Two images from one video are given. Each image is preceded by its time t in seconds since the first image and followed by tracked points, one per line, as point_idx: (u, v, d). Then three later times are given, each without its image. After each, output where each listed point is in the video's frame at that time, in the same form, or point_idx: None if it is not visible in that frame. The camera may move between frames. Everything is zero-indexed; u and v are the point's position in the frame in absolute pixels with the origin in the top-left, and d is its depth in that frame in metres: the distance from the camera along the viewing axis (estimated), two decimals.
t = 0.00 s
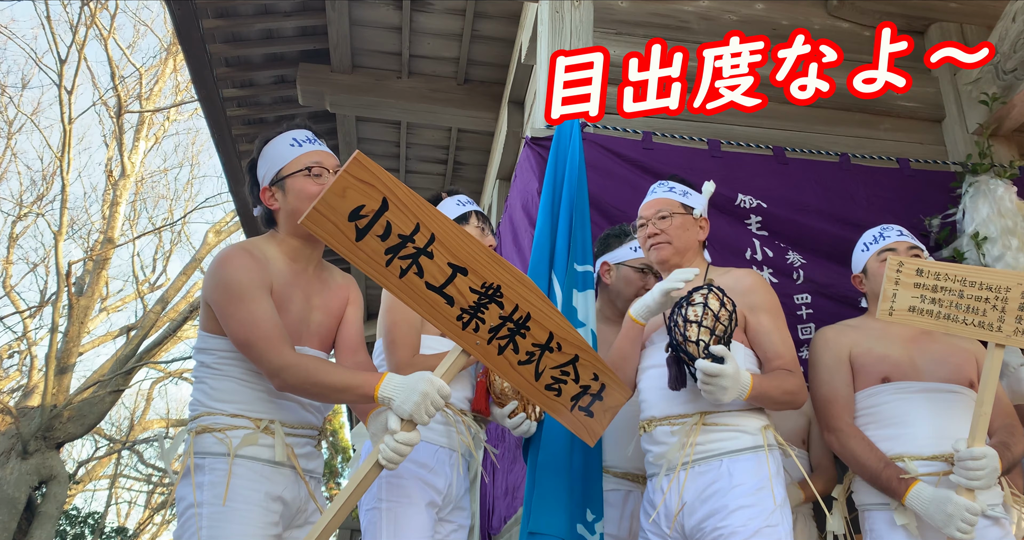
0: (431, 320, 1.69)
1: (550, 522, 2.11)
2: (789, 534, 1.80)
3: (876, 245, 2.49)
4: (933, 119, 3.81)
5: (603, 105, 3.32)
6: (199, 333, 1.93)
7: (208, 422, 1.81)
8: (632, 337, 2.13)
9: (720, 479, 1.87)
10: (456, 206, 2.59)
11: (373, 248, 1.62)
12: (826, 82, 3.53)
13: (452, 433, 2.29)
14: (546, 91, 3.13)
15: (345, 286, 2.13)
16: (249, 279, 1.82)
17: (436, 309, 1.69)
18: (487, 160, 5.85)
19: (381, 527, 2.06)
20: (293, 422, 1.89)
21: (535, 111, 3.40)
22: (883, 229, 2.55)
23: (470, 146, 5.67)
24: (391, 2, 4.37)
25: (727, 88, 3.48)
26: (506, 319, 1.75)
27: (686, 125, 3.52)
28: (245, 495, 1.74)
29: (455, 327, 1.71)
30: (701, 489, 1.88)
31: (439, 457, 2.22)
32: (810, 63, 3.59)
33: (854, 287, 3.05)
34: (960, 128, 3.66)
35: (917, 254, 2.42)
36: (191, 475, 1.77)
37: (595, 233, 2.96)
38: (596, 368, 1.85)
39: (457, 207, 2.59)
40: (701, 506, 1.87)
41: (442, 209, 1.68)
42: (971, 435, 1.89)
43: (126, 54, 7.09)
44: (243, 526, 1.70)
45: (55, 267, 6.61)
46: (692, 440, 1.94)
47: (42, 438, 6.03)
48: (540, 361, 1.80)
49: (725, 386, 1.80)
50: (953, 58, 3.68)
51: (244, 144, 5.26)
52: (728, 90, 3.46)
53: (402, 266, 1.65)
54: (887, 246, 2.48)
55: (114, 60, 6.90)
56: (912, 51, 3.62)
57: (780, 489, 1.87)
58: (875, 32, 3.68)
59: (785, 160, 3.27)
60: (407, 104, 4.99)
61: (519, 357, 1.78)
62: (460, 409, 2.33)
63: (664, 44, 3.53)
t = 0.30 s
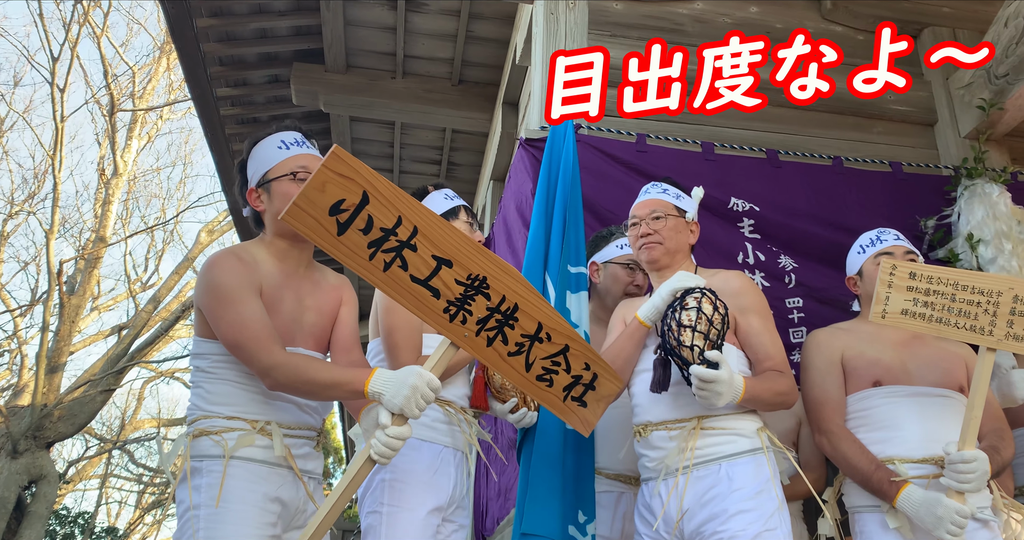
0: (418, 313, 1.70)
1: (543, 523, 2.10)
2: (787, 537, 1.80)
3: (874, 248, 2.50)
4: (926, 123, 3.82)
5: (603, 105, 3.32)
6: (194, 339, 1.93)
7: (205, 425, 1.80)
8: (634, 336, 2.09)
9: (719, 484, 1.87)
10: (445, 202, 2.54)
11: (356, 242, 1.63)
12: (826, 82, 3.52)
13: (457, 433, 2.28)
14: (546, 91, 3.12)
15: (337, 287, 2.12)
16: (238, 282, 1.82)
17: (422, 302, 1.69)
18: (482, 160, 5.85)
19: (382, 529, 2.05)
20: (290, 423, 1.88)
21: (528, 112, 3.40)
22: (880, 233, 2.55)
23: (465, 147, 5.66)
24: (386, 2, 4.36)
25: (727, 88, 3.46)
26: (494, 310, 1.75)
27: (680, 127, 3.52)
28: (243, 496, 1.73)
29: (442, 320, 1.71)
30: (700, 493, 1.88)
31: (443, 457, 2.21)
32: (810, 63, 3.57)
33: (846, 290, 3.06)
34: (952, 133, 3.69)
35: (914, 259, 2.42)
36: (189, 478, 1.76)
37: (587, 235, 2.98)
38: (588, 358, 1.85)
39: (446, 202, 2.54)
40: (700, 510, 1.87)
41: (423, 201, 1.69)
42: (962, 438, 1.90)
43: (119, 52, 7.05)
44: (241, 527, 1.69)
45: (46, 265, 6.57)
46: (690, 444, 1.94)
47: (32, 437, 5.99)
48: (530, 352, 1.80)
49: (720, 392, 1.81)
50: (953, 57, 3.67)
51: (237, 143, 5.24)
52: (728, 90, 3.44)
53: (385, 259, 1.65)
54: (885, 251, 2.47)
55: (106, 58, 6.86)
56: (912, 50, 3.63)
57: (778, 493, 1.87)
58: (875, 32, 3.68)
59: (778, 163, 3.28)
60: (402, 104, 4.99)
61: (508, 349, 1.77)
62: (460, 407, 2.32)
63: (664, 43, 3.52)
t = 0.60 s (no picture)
0: (398, 301, 1.69)
1: (531, 523, 2.10)
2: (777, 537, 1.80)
3: (864, 251, 2.51)
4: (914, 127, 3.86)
5: (603, 106, 3.31)
6: (187, 342, 1.92)
7: (201, 427, 1.79)
8: (631, 329, 2.09)
9: (710, 484, 1.87)
10: (425, 195, 2.47)
11: (327, 231, 1.62)
12: (826, 82, 3.53)
13: (453, 429, 2.25)
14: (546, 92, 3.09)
15: (329, 285, 2.10)
16: (223, 283, 1.81)
17: (402, 290, 1.69)
18: (473, 161, 5.85)
19: (377, 529, 2.03)
20: (286, 421, 1.86)
21: (519, 113, 3.40)
22: (871, 235, 2.56)
23: (456, 147, 5.66)
24: (377, 1, 4.35)
25: (727, 88, 3.46)
26: (475, 294, 1.76)
27: (670, 128, 3.53)
28: (239, 496, 1.72)
29: (423, 306, 1.70)
30: (691, 493, 1.88)
31: (439, 454, 2.18)
32: (810, 63, 3.57)
33: (834, 293, 3.08)
34: (940, 137, 3.72)
35: (903, 262, 2.43)
36: (186, 479, 1.76)
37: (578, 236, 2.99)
38: (576, 337, 1.87)
39: (426, 196, 2.48)
40: (692, 509, 1.87)
41: (392, 187, 1.69)
42: (945, 438, 1.92)
43: (108, 49, 7.01)
44: (238, 526, 1.68)
45: (32, 263, 6.52)
46: (681, 444, 1.94)
47: (17, 436, 5.94)
48: (516, 334, 1.80)
49: (713, 386, 1.81)
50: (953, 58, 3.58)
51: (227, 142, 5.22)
52: (728, 90, 3.44)
53: (359, 247, 1.64)
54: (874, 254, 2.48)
55: (95, 55, 6.81)
56: (912, 50, 3.59)
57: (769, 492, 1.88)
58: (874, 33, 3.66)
59: (768, 166, 3.30)
60: (393, 104, 4.98)
61: (494, 332, 1.78)
62: (456, 403, 2.31)
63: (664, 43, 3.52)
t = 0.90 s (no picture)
0: (375, 296, 1.68)
1: (511, 523, 2.09)
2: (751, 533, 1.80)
3: (845, 253, 2.52)
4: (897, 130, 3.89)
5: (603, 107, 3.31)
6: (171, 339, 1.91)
7: (185, 423, 1.78)
8: (619, 322, 2.14)
9: (683, 479, 1.87)
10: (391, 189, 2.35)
11: (302, 224, 1.62)
12: (826, 81, 3.58)
13: (436, 426, 2.24)
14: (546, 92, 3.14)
15: (313, 284, 2.10)
16: (203, 279, 1.81)
17: (379, 284, 1.68)
18: (459, 161, 5.84)
19: (356, 528, 2.02)
20: (270, 416, 1.85)
21: (506, 113, 3.40)
22: (853, 238, 2.57)
23: (442, 147, 5.66)
24: None
25: (727, 88, 3.49)
26: (453, 290, 1.76)
27: (656, 129, 3.54)
28: (221, 492, 1.70)
29: (401, 300, 1.70)
30: (665, 488, 1.88)
31: (421, 451, 2.16)
32: (810, 63, 3.62)
33: (816, 296, 3.09)
34: (922, 140, 3.75)
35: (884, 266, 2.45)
36: (168, 476, 1.75)
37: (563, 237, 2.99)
38: (555, 335, 1.87)
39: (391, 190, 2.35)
40: (665, 505, 1.87)
41: (369, 181, 1.69)
42: (918, 439, 1.94)
43: (93, 45, 6.95)
44: (219, 523, 1.67)
45: (15, 260, 6.45)
46: (654, 438, 1.95)
47: None
48: (495, 330, 1.80)
49: (688, 375, 1.81)
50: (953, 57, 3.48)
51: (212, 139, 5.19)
52: (729, 90, 3.48)
53: (335, 240, 1.64)
54: (856, 257, 2.50)
55: (80, 51, 6.75)
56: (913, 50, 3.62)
57: (741, 488, 1.86)
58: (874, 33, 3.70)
59: (751, 168, 3.31)
60: (380, 103, 4.97)
61: (472, 328, 1.78)
62: (440, 400, 2.30)
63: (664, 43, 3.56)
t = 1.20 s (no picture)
0: (355, 291, 1.68)
1: (494, 521, 2.09)
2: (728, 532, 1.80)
3: (825, 256, 2.55)
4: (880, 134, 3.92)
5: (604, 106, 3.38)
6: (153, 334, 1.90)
7: (166, 419, 1.76)
8: (599, 322, 2.14)
9: (660, 478, 1.88)
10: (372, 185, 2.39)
11: (280, 218, 1.61)
12: (826, 82, 3.63)
13: (416, 424, 2.23)
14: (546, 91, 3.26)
15: (297, 283, 2.09)
16: (186, 273, 1.80)
17: (358, 280, 1.68)
18: (445, 160, 5.83)
19: (336, 526, 2.02)
20: (252, 413, 1.84)
21: (491, 113, 3.40)
22: (834, 240, 2.59)
23: (428, 146, 5.65)
24: None
25: (727, 87, 3.54)
26: (435, 285, 1.76)
27: (640, 131, 3.55)
28: (201, 489, 1.69)
29: (381, 296, 1.70)
30: (643, 487, 1.89)
31: (401, 450, 2.16)
32: (810, 63, 3.67)
33: (798, 297, 3.11)
34: (904, 143, 3.79)
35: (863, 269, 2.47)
36: (147, 473, 1.73)
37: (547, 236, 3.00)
38: (539, 332, 1.87)
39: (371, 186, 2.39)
40: (643, 504, 1.88)
41: (348, 175, 1.69)
42: (895, 440, 1.96)
43: (76, 40, 6.88)
44: (198, 520, 1.65)
45: None
46: (631, 438, 1.96)
47: None
48: (477, 326, 1.80)
49: (663, 372, 1.82)
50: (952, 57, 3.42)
51: (196, 136, 5.15)
52: (729, 90, 3.53)
53: (314, 235, 1.64)
54: (835, 261, 2.52)
55: (63, 46, 6.69)
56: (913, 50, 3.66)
57: (714, 488, 1.85)
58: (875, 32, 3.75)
59: (734, 170, 3.33)
60: (365, 101, 4.95)
61: (454, 324, 1.78)
62: (424, 399, 2.29)
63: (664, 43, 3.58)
